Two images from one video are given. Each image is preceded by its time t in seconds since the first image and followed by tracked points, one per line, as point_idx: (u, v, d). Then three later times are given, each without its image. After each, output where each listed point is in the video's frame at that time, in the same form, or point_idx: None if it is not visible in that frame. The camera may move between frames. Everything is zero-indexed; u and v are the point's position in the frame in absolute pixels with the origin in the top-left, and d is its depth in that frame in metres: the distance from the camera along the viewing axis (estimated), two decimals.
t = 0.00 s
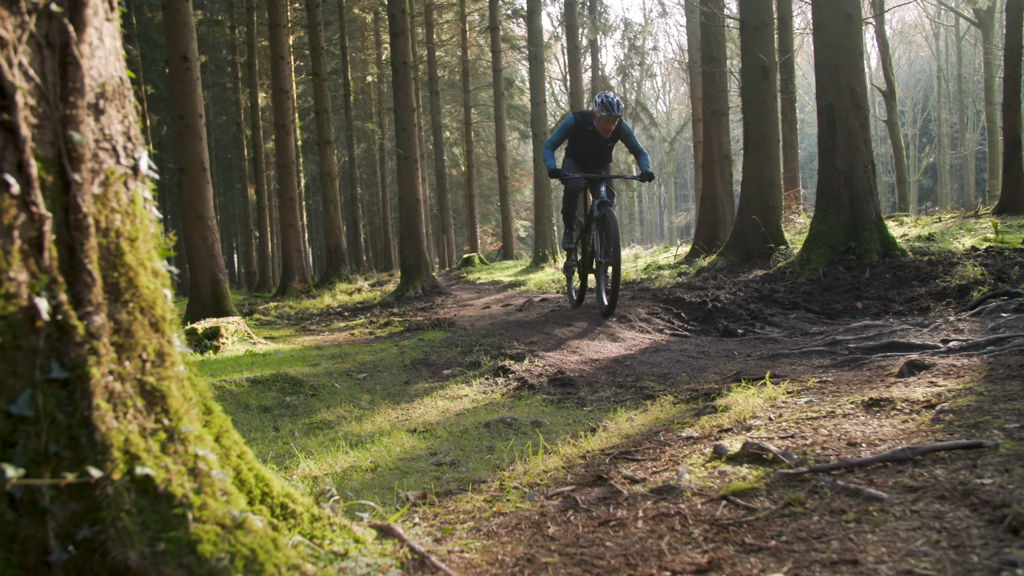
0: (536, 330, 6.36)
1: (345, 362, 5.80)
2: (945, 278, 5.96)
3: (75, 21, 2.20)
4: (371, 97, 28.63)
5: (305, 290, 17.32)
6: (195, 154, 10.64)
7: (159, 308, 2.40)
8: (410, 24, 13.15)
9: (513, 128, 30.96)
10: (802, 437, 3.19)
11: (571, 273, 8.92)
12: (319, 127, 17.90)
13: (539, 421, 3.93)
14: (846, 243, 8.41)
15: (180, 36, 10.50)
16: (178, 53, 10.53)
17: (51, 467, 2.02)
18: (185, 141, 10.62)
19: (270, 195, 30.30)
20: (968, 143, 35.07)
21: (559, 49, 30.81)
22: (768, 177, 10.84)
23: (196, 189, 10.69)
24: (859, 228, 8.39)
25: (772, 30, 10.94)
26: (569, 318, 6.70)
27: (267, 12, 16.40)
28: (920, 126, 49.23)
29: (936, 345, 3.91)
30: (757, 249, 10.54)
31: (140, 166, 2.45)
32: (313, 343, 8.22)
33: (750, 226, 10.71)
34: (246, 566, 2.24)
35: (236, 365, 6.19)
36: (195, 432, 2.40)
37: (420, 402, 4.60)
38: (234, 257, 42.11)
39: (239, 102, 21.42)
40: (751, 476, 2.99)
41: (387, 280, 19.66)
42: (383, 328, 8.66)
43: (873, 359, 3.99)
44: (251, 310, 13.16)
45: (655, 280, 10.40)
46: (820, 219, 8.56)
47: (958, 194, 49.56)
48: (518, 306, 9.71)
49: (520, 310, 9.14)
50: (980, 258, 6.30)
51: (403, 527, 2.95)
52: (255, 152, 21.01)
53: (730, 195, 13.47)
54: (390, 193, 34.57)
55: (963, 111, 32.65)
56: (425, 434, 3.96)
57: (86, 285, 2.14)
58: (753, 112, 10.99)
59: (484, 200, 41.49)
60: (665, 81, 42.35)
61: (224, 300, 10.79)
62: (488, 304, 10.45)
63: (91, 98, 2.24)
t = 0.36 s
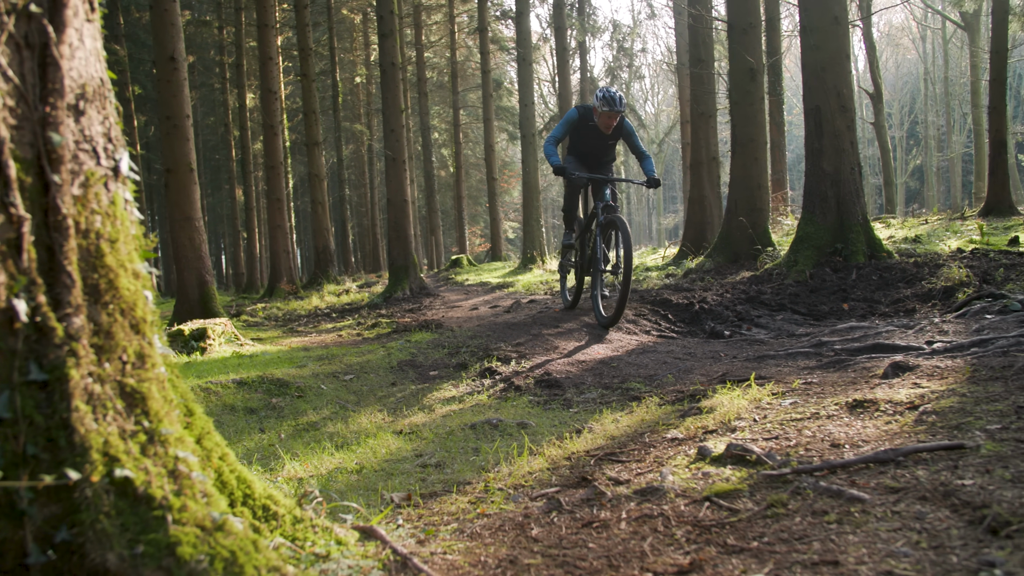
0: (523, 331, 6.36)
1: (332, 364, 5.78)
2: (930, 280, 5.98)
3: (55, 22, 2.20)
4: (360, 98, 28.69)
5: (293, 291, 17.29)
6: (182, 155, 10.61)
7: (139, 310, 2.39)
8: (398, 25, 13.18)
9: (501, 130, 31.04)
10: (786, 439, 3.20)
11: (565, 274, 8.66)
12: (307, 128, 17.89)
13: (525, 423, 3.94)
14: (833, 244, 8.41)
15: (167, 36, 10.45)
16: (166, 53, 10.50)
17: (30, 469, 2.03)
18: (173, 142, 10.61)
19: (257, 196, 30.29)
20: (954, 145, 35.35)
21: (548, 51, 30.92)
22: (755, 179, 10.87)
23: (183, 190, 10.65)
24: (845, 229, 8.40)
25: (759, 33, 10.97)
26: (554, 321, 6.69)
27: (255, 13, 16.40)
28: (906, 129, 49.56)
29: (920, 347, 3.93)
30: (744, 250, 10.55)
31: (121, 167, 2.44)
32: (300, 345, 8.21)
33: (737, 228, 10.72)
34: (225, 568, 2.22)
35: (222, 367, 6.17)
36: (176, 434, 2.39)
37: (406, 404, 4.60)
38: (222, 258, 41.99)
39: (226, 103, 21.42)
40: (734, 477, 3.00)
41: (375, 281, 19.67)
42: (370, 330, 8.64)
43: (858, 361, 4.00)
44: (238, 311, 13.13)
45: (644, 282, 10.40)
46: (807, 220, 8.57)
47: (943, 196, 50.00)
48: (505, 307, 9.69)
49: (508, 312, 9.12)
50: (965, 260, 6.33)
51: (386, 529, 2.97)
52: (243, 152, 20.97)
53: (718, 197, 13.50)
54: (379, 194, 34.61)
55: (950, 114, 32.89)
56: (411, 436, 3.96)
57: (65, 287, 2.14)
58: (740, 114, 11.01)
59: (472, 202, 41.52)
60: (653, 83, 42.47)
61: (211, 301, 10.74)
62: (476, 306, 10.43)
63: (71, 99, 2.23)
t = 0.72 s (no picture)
0: (509, 333, 6.36)
1: (318, 365, 5.76)
2: (914, 282, 6.01)
3: (34, 23, 2.20)
4: (347, 99, 28.75)
5: (279, 292, 17.26)
6: (168, 155, 10.64)
7: (119, 312, 2.38)
8: (385, 26, 13.19)
9: (488, 131, 31.17)
10: (769, 440, 3.21)
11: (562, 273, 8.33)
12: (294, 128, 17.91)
13: (509, 424, 3.94)
14: (818, 245, 8.44)
15: (152, 35, 10.41)
16: (151, 53, 10.49)
17: (8, 472, 2.03)
18: (159, 142, 10.64)
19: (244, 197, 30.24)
20: (939, 147, 35.68)
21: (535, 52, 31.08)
22: (741, 181, 10.89)
23: (168, 191, 10.68)
24: (831, 231, 8.43)
25: (746, 35, 11.01)
26: (540, 322, 6.70)
27: (242, 13, 16.38)
28: (892, 131, 49.99)
29: (903, 348, 3.95)
30: (730, 252, 10.57)
31: (101, 168, 2.43)
32: (286, 345, 8.20)
33: (723, 229, 10.74)
34: (205, 570, 2.22)
35: (206, 368, 6.13)
36: (156, 436, 2.37)
37: (391, 405, 4.59)
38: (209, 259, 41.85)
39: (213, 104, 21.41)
40: (717, 478, 3.01)
41: (361, 282, 19.67)
42: (356, 331, 8.62)
43: (842, 362, 4.02)
44: (223, 313, 13.11)
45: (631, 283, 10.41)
46: (792, 222, 8.59)
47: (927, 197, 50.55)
48: (491, 309, 9.68)
49: (494, 313, 9.11)
50: (949, 261, 6.38)
51: (369, 531, 2.97)
52: (229, 153, 20.93)
53: (704, 199, 13.53)
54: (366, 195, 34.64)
55: (935, 116, 33.24)
56: (396, 438, 3.96)
57: (43, 288, 2.14)
58: (726, 115, 11.03)
59: (459, 203, 41.56)
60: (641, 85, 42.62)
61: (196, 302, 10.72)
62: (462, 308, 10.43)
63: (50, 100, 2.23)
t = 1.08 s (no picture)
0: (493, 334, 6.38)
1: (301, 367, 5.74)
2: (896, 284, 6.05)
3: (11, 23, 2.18)
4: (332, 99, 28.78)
5: (264, 293, 17.23)
6: (152, 156, 10.58)
7: (97, 314, 2.36)
8: (370, 28, 13.20)
9: (473, 132, 31.31)
10: (750, 442, 3.21)
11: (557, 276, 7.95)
12: (279, 129, 17.86)
13: (492, 426, 3.94)
14: (802, 248, 8.48)
15: (135, 36, 10.32)
16: (135, 53, 10.41)
17: None
18: (142, 143, 10.58)
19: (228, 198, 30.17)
20: (922, 151, 36.11)
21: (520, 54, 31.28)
22: (726, 184, 10.92)
23: (152, 193, 10.65)
24: (814, 233, 8.47)
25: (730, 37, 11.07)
26: (523, 324, 6.71)
27: (227, 14, 16.34)
28: (875, 134, 50.57)
29: (885, 350, 3.98)
30: (714, 254, 10.61)
31: (79, 170, 2.42)
32: (269, 347, 8.17)
33: (707, 231, 10.77)
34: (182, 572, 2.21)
35: (189, 370, 6.10)
36: (133, 438, 2.36)
37: (375, 407, 4.58)
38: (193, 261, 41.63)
39: (197, 104, 21.37)
40: (698, 480, 3.02)
41: (346, 284, 19.64)
42: (340, 333, 8.61)
43: (824, 364, 4.04)
44: (207, 314, 13.07)
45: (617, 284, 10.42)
46: (776, 224, 8.62)
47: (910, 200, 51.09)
48: (476, 310, 9.66)
49: (479, 315, 9.11)
50: (931, 263, 6.44)
51: (349, 533, 2.98)
52: (214, 154, 20.88)
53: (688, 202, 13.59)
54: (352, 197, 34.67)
55: (917, 119, 33.68)
56: (379, 440, 3.96)
57: (20, 290, 2.14)
58: (710, 117, 11.07)
59: (445, 204, 41.66)
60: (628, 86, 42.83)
61: (180, 303, 10.67)
62: (447, 309, 10.42)
63: (27, 101, 2.22)
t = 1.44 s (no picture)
0: (474, 336, 6.37)
1: (281, 369, 5.71)
2: (876, 286, 6.09)
3: None
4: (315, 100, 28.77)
5: (245, 295, 17.16)
6: (133, 157, 10.56)
7: (72, 316, 2.35)
8: (353, 29, 13.20)
9: (456, 134, 31.41)
10: (729, 443, 3.22)
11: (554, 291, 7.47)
12: (261, 131, 17.82)
13: (473, 428, 3.93)
14: (782, 250, 8.52)
15: (116, 36, 10.37)
16: (115, 53, 10.44)
17: None
18: (123, 143, 10.56)
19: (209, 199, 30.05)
20: (902, 154, 36.49)
21: (503, 57, 31.45)
22: (708, 186, 10.97)
23: (132, 193, 10.61)
24: (794, 235, 8.52)
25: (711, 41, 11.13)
26: (505, 326, 6.74)
27: (209, 14, 16.29)
28: (856, 138, 51.16)
29: (863, 352, 4.00)
30: (695, 255, 10.65)
31: (54, 172, 2.40)
32: (250, 350, 8.14)
33: (689, 233, 10.80)
34: None
35: (168, 372, 6.06)
36: (108, 441, 2.34)
37: (355, 409, 4.56)
38: (175, 262, 41.38)
39: (179, 104, 21.31)
40: (676, 482, 3.02)
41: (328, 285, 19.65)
42: (322, 334, 8.58)
43: (803, 366, 4.06)
44: (187, 317, 12.98)
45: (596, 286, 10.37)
46: (757, 226, 8.65)
47: (891, 202, 51.67)
48: (458, 312, 9.63)
49: (460, 316, 9.10)
50: (910, 266, 6.50)
51: (328, 535, 2.97)
52: (195, 155, 20.79)
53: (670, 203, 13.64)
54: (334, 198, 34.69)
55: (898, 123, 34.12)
56: (359, 442, 3.94)
57: None
58: (692, 120, 11.11)
59: (427, 206, 41.74)
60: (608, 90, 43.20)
61: (160, 305, 10.62)
62: (428, 311, 10.40)
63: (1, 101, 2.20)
